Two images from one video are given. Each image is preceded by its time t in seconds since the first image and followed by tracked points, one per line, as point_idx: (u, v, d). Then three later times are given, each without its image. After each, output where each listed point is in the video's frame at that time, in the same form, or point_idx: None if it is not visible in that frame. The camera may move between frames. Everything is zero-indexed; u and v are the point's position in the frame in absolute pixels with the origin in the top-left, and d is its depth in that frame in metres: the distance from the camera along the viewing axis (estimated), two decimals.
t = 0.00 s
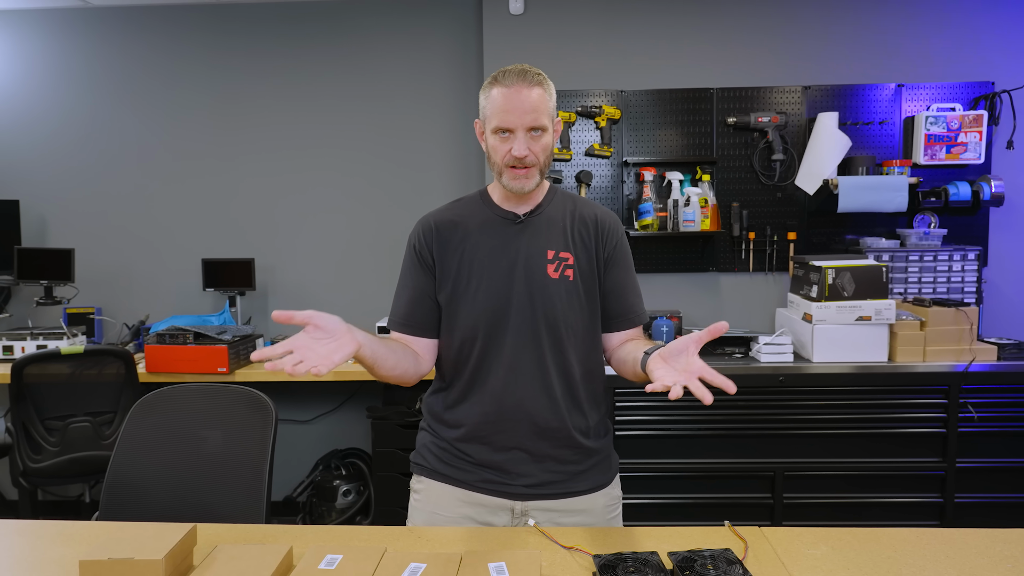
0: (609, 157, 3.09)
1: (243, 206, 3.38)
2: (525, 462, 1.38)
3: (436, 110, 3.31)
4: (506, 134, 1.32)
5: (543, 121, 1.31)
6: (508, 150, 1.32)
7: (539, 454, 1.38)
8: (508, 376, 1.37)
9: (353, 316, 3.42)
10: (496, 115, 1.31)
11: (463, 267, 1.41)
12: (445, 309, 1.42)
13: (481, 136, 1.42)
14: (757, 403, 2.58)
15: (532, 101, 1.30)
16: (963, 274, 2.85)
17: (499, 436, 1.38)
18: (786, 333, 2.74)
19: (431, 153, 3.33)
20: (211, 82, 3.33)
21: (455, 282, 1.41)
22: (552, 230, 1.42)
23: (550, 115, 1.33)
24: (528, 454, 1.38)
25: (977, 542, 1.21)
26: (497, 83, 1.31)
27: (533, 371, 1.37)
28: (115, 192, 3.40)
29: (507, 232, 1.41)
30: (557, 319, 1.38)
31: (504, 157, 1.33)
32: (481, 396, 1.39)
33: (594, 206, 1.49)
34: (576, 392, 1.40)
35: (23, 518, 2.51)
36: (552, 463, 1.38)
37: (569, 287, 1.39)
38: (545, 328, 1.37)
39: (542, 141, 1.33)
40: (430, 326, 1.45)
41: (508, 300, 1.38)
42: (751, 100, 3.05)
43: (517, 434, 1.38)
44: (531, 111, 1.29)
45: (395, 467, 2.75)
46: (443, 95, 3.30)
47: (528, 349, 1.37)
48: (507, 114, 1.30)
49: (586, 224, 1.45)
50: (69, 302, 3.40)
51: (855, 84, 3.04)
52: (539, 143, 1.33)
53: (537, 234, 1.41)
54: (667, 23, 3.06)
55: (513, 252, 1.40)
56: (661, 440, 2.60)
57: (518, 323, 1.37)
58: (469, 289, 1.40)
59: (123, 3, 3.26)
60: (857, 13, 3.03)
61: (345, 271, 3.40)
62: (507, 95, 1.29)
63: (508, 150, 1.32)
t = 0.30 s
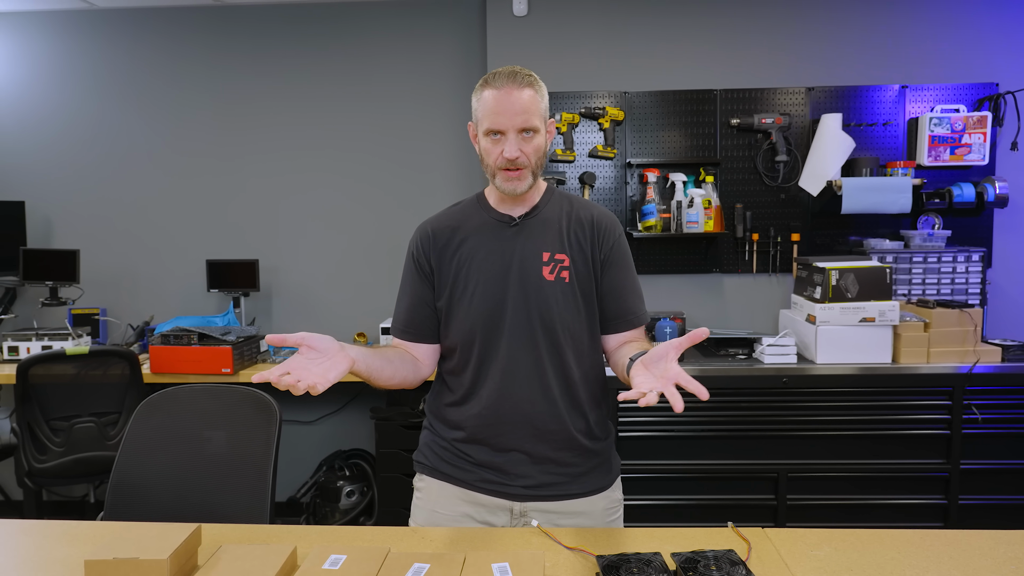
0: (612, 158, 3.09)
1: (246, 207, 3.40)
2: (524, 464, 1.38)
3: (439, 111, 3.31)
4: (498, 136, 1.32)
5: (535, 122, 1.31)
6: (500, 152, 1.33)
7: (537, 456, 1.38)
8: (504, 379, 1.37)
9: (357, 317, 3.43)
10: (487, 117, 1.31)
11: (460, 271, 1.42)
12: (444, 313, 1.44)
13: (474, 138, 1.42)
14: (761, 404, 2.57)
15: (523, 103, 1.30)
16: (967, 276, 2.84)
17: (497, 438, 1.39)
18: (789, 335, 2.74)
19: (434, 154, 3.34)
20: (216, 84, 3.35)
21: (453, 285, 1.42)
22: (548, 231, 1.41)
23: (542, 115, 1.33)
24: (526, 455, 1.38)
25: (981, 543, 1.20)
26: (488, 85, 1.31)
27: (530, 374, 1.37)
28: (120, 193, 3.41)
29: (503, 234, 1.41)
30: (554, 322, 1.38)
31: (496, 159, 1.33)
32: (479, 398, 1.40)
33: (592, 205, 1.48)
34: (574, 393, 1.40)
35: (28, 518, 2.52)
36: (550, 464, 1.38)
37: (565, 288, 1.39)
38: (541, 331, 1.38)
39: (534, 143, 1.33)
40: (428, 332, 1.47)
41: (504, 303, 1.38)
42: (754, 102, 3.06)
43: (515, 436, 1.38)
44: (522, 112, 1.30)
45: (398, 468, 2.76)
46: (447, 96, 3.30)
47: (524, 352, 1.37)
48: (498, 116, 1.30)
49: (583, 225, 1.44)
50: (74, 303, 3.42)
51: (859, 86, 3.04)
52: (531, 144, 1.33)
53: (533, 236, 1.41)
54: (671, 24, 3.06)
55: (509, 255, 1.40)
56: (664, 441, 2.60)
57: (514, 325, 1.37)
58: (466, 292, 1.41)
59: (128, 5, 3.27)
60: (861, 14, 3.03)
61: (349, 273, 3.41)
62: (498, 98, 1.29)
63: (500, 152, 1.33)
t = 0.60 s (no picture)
0: (612, 159, 3.09)
1: (246, 207, 3.40)
2: (523, 464, 1.39)
3: (440, 112, 3.31)
4: (486, 136, 1.33)
5: (522, 121, 1.31)
6: (488, 151, 1.33)
7: (536, 456, 1.38)
8: (503, 379, 1.37)
9: (357, 318, 3.43)
10: (475, 117, 1.32)
11: (460, 272, 1.42)
12: (444, 313, 1.44)
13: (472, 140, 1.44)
14: (760, 405, 2.58)
15: (509, 102, 1.30)
16: (966, 278, 2.85)
17: (496, 438, 1.39)
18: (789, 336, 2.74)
19: (434, 155, 3.34)
20: (216, 83, 3.35)
21: (452, 285, 1.43)
22: (548, 232, 1.41)
23: (531, 114, 1.33)
24: (525, 456, 1.39)
25: (980, 545, 1.20)
26: (475, 86, 1.33)
27: (529, 374, 1.37)
28: (119, 192, 3.41)
29: (503, 235, 1.41)
30: (553, 323, 1.38)
31: (485, 159, 1.34)
32: (478, 398, 1.40)
33: (593, 207, 1.47)
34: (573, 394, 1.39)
35: (27, 518, 2.52)
36: (549, 465, 1.38)
37: (564, 290, 1.38)
38: (540, 331, 1.37)
39: (523, 141, 1.33)
40: (427, 331, 1.47)
41: (503, 303, 1.38)
42: (754, 103, 3.06)
43: (514, 436, 1.38)
44: (508, 111, 1.30)
45: (398, 469, 2.76)
46: (447, 96, 3.30)
47: (523, 352, 1.37)
48: (485, 115, 1.31)
49: (583, 226, 1.43)
50: (74, 303, 3.42)
51: (859, 88, 3.05)
52: (519, 143, 1.33)
53: (533, 237, 1.41)
54: (671, 26, 3.06)
55: (509, 256, 1.40)
56: (663, 442, 2.60)
57: (512, 326, 1.37)
58: (465, 292, 1.41)
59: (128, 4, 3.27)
60: (861, 17, 3.03)
61: (348, 273, 3.41)
62: (483, 98, 1.30)
63: (488, 152, 1.33)
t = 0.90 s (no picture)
0: (610, 159, 3.09)
1: (244, 205, 3.39)
2: (516, 463, 1.38)
3: (438, 111, 3.31)
4: (482, 133, 1.33)
5: (518, 119, 1.31)
6: (483, 148, 1.33)
7: (531, 457, 1.38)
8: (500, 378, 1.37)
9: (354, 317, 3.42)
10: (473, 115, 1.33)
11: (461, 270, 1.42)
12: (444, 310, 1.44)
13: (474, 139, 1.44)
14: (757, 405, 2.58)
15: (506, 100, 1.30)
16: (963, 278, 2.85)
17: (490, 435, 1.39)
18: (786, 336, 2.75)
19: (432, 154, 3.33)
20: (213, 82, 3.34)
21: (452, 283, 1.43)
22: (548, 233, 1.41)
23: (528, 113, 1.32)
24: (520, 455, 1.38)
25: (977, 544, 1.21)
26: (475, 84, 1.33)
27: (526, 374, 1.37)
28: (116, 191, 3.40)
29: (503, 234, 1.41)
30: (550, 324, 1.37)
31: (480, 157, 1.34)
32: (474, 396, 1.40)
33: (595, 210, 1.47)
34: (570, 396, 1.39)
35: (22, 517, 2.51)
36: (543, 464, 1.38)
37: (562, 291, 1.38)
38: (537, 332, 1.37)
39: (518, 140, 1.32)
40: (429, 329, 1.46)
41: (501, 303, 1.38)
42: (752, 103, 3.06)
43: (510, 436, 1.38)
44: (504, 109, 1.30)
45: (395, 468, 2.75)
46: (445, 96, 3.30)
47: (520, 352, 1.37)
48: (482, 113, 1.31)
49: (583, 229, 1.43)
50: (70, 301, 3.40)
51: (856, 88, 3.05)
52: (514, 141, 1.32)
53: (533, 237, 1.40)
54: (670, 25, 3.06)
55: (509, 255, 1.39)
56: (661, 441, 2.60)
57: (510, 325, 1.37)
58: (464, 291, 1.41)
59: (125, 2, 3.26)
60: (859, 17, 3.03)
61: (346, 272, 3.40)
62: (481, 95, 1.31)
63: (483, 149, 1.33)
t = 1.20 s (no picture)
0: (609, 157, 3.09)
1: (242, 203, 3.38)
2: (515, 460, 1.38)
3: (436, 110, 3.30)
4: (499, 132, 1.32)
5: (535, 118, 1.31)
6: (501, 148, 1.32)
7: (529, 454, 1.38)
8: (499, 375, 1.37)
9: (352, 315, 3.42)
10: (488, 113, 1.32)
11: (462, 267, 1.41)
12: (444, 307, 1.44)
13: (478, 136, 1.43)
14: (756, 403, 2.58)
15: (524, 99, 1.30)
16: (961, 277, 2.86)
17: (489, 433, 1.39)
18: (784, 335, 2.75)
19: (430, 152, 3.33)
20: (211, 79, 3.33)
21: (451, 280, 1.42)
22: (549, 232, 1.41)
23: (543, 112, 1.33)
24: (518, 452, 1.38)
25: (975, 544, 1.21)
26: (490, 82, 1.32)
27: (524, 371, 1.37)
28: (113, 188, 3.39)
29: (505, 232, 1.41)
30: (550, 322, 1.37)
31: (497, 156, 1.33)
32: (472, 393, 1.39)
33: (596, 210, 1.47)
34: (568, 395, 1.39)
35: (19, 515, 2.50)
36: (542, 462, 1.38)
37: (563, 289, 1.38)
38: (536, 330, 1.37)
39: (535, 139, 1.32)
40: (422, 324, 1.47)
41: (501, 300, 1.38)
42: (751, 102, 3.06)
43: (508, 433, 1.38)
44: (523, 108, 1.30)
45: (393, 466, 2.75)
46: (444, 94, 3.29)
47: (519, 350, 1.37)
48: (499, 111, 1.30)
49: (584, 229, 1.43)
50: (67, 298, 3.39)
51: (855, 87, 3.05)
52: (532, 140, 1.32)
53: (534, 236, 1.40)
54: (669, 24, 3.06)
55: (510, 253, 1.39)
56: (659, 440, 2.60)
57: (510, 323, 1.37)
58: (464, 288, 1.40)
59: None
60: (858, 16, 3.03)
61: (344, 270, 3.40)
62: (499, 94, 1.30)
63: (501, 147, 1.32)
